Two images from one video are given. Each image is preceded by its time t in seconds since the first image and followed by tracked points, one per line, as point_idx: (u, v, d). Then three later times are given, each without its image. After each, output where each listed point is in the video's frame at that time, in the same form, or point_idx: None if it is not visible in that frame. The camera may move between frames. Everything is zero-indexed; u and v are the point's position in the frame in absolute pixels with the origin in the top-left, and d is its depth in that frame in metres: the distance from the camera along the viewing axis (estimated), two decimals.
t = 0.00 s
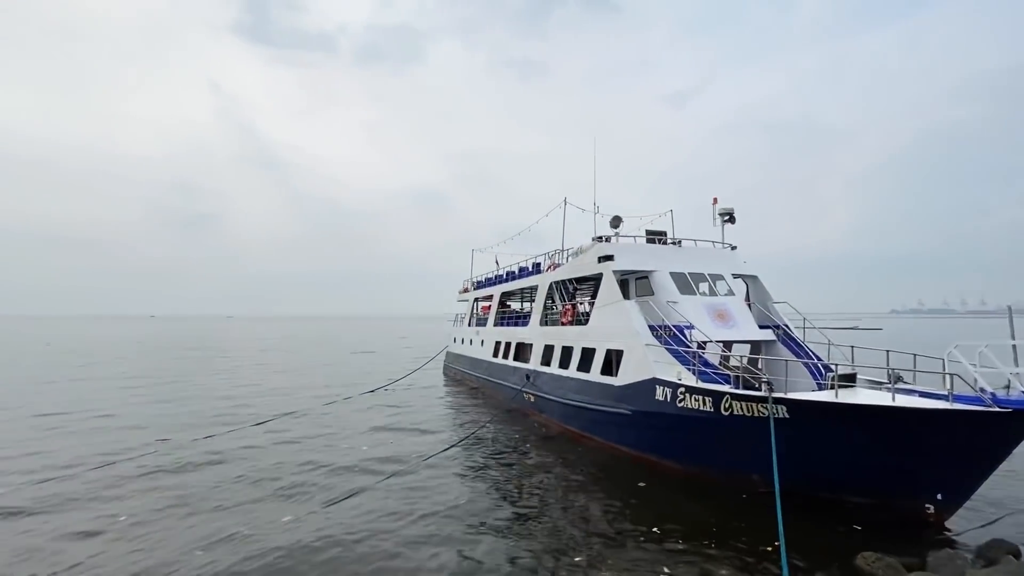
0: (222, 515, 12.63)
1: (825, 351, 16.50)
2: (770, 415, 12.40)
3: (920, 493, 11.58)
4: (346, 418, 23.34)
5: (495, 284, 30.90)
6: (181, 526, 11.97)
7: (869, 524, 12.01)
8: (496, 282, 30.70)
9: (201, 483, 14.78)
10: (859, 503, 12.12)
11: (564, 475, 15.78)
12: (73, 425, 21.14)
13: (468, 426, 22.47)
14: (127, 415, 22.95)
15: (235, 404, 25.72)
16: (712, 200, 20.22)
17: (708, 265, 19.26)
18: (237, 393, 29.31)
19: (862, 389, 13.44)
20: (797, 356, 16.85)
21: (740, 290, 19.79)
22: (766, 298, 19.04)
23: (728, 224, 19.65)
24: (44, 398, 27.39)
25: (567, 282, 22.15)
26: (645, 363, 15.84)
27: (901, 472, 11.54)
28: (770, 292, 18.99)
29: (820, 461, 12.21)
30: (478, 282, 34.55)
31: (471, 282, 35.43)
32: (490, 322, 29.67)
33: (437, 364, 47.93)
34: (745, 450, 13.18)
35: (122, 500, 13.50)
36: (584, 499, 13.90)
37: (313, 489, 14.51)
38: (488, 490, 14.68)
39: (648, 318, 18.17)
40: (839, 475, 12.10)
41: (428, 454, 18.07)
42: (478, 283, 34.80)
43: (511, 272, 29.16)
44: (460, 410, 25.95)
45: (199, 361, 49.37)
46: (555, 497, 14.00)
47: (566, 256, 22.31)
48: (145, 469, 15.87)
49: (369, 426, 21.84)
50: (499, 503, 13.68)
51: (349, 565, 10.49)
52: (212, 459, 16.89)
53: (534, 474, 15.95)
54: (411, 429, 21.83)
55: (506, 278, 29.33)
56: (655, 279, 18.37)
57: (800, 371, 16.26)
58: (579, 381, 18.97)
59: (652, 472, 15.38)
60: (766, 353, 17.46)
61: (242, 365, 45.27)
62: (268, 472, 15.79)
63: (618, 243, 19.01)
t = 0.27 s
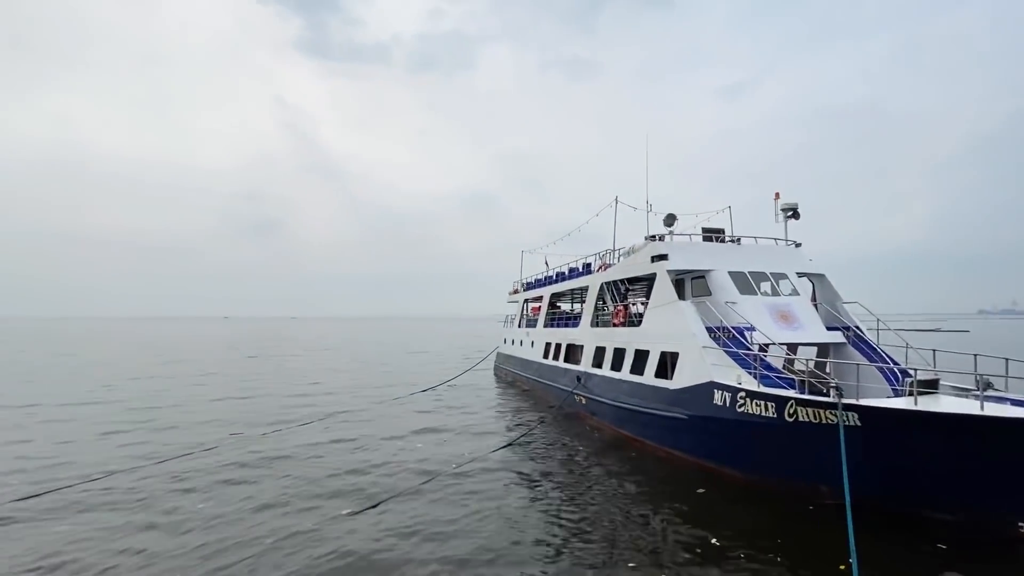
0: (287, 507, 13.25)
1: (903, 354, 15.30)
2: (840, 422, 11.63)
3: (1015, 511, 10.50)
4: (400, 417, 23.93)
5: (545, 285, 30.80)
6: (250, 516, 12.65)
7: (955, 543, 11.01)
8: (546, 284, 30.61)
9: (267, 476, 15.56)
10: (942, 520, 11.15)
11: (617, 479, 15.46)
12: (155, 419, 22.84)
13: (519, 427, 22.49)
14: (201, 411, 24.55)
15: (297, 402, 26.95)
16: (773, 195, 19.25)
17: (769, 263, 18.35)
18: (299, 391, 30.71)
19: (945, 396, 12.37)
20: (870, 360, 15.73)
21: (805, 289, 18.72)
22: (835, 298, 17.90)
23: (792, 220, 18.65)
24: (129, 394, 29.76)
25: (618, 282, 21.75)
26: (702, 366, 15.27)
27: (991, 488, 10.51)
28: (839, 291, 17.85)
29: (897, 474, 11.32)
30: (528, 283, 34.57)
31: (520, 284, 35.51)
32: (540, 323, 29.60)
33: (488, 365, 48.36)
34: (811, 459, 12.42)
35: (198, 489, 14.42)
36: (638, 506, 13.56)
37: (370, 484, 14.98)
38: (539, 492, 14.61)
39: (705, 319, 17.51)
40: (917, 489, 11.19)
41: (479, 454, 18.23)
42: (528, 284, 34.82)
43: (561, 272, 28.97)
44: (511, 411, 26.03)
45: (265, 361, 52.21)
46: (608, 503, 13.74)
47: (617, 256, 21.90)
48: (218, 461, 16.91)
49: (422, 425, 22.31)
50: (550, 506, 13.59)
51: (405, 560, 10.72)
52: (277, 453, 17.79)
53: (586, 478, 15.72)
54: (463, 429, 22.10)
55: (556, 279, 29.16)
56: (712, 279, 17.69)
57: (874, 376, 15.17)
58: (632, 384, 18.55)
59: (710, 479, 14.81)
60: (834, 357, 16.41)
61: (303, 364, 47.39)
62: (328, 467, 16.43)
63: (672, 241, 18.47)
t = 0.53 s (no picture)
0: (345, 502, 13.74)
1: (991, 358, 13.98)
2: (917, 431, 10.77)
3: None
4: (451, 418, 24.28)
5: (594, 286, 30.40)
6: (310, 510, 13.20)
7: None
8: (596, 284, 30.20)
9: (326, 472, 16.19)
10: None
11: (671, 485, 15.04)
12: (225, 416, 24.32)
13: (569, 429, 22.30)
14: (266, 409, 25.91)
15: (353, 402, 27.91)
16: (839, 188, 18.11)
17: (835, 261, 17.28)
18: (355, 391, 31.81)
19: None
20: (952, 364, 14.47)
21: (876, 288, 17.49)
22: (911, 297, 16.61)
23: (861, 214, 17.47)
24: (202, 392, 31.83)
25: (671, 282, 21.14)
26: (762, 370, 14.58)
27: None
28: (915, 289, 16.55)
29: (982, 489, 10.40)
30: (577, 284, 34.24)
31: (569, 285, 35.23)
32: (590, 324, 29.23)
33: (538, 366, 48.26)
34: (884, 471, 11.60)
35: (263, 483, 15.20)
36: (694, 514, 13.15)
37: (423, 483, 15.30)
38: (590, 497, 14.43)
39: (765, 320, 16.71)
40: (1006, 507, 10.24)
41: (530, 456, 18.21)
42: (577, 284, 34.48)
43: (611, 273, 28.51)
44: (561, 413, 25.85)
45: (323, 361, 54.47)
46: (662, 509, 13.40)
47: (670, 256, 21.30)
48: (281, 456, 17.77)
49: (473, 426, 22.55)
50: (602, 510, 13.39)
51: (457, 560, 10.86)
52: (336, 450, 18.50)
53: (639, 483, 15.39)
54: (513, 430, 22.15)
55: (606, 280, 28.71)
56: (772, 278, 16.87)
57: (957, 381, 13.95)
58: (686, 387, 17.97)
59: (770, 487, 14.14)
60: (911, 361, 15.22)
61: (359, 365, 49.01)
62: (383, 465, 16.90)
63: (728, 239, 17.74)
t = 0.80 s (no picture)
0: (397, 499, 14.06)
1: None
2: (1004, 441, 9.87)
3: None
4: (499, 420, 24.39)
5: (643, 287, 29.77)
6: (363, 506, 13.59)
7: None
8: (644, 285, 29.57)
9: (379, 470, 16.63)
10: None
11: (727, 493, 14.48)
12: (284, 415, 25.47)
13: (618, 433, 21.89)
14: (322, 409, 26.93)
15: (403, 403, 28.54)
16: (910, 179, 16.90)
17: (907, 257, 16.11)
18: (405, 392, 32.53)
19: None
20: None
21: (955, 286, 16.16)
22: (995, 296, 15.23)
23: (936, 206, 16.22)
24: (263, 392, 33.48)
25: (725, 282, 20.38)
26: (824, 373, 13.80)
27: None
28: (1000, 286, 15.18)
29: None
30: (625, 285, 33.65)
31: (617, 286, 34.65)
32: (639, 326, 28.62)
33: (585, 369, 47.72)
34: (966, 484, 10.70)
35: (319, 479, 15.80)
36: (753, 523, 12.58)
37: (471, 482, 15.47)
38: (641, 501, 14.11)
39: (829, 321, 15.82)
40: None
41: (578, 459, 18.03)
42: (625, 285, 33.87)
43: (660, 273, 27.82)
44: (610, 416, 25.46)
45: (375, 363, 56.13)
46: (718, 517, 12.91)
47: (722, 254, 20.55)
48: (336, 454, 18.41)
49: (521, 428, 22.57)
50: (654, 516, 13.06)
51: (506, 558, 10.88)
52: (388, 449, 18.99)
53: (692, 489, 14.91)
54: (561, 433, 21.97)
55: (655, 280, 28.04)
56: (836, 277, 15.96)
57: None
58: (742, 391, 17.25)
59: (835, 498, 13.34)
60: (996, 364, 13.97)
61: (409, 367, 50.16)
62: (433, 464, 17.19)
63: (786, 236, 16.92)
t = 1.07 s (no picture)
0: (443, 497, 14.28)
1: None
2: None
3: None
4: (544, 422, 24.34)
5: (690, 287, 29.01)
6: (411, 503, 13.87)
7: None
8: (691, 285, 28.79)
9: (425, 469, 16.93)
10: None
11: (782, 501, 13.87)
12: (335, 415, 26.37)
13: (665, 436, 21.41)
14: (371, 410, 27.70)
15: (448, 405, 28.94)
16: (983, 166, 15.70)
17: (981, 251, 14.95)
18: (450, 394, 33.00)
19: None
20: None
21: None
22: None
23: (1014, 195, 14.99)
24: (315, 393, 34.78)
25: (777, 280, 19.56)
26: (888, 377, 12.99)
27: None
28: None
29: None
30: (670, 285, 32.87)
31: (663, 286, 33.91)
32: (686, 326, 27.89)
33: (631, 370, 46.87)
34: None
35: (369, 477, 16.25)
36: (811, 533, 11.98)
37: (515, 483, 15.52)
38: (689, 506, 13.75)
39: (893, 321, 14.92)
40: None
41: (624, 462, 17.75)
42: (671, 286, 33.10)
43: (707, 272, 27.02)
44: (656, 419, 24.90)
45: (420, 364, 57.19)
46: (773, 526, 12.38)
47: (774, 252, 19.74)
48: (385, 454, 18.88)
49: (565, 430, 22.41)
50: (702, 521, 12.70)
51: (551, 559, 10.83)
52: (433, 450, 19.32)
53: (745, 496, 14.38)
54: (606, 435, 21.68)
55: (702, 279, 27.26)
56: (900, 274, 15.02)
57: None
58: (797, 395, 16.50)
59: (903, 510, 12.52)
60: None
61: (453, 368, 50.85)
62: (478, 465, 17.35)
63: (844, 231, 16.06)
